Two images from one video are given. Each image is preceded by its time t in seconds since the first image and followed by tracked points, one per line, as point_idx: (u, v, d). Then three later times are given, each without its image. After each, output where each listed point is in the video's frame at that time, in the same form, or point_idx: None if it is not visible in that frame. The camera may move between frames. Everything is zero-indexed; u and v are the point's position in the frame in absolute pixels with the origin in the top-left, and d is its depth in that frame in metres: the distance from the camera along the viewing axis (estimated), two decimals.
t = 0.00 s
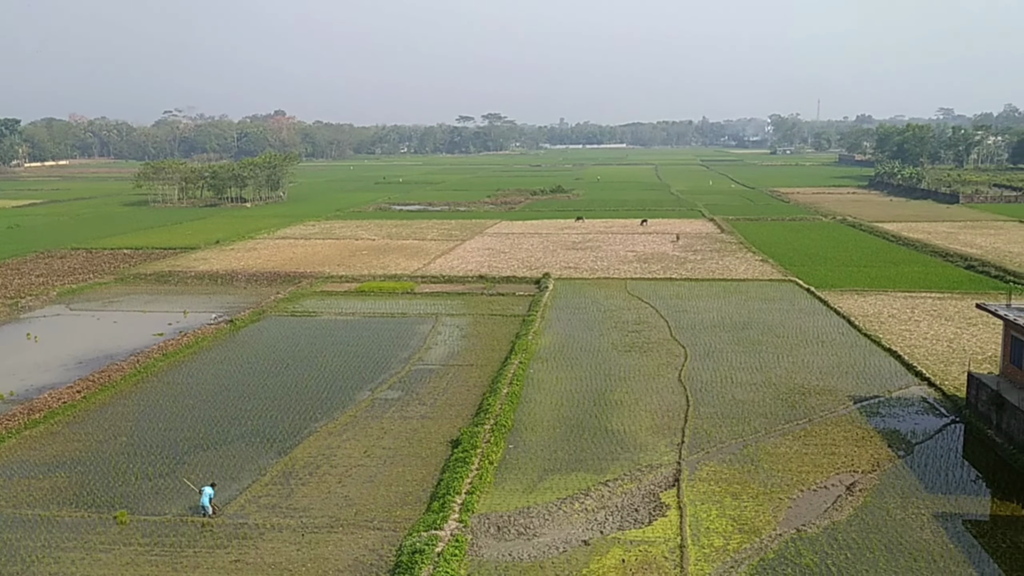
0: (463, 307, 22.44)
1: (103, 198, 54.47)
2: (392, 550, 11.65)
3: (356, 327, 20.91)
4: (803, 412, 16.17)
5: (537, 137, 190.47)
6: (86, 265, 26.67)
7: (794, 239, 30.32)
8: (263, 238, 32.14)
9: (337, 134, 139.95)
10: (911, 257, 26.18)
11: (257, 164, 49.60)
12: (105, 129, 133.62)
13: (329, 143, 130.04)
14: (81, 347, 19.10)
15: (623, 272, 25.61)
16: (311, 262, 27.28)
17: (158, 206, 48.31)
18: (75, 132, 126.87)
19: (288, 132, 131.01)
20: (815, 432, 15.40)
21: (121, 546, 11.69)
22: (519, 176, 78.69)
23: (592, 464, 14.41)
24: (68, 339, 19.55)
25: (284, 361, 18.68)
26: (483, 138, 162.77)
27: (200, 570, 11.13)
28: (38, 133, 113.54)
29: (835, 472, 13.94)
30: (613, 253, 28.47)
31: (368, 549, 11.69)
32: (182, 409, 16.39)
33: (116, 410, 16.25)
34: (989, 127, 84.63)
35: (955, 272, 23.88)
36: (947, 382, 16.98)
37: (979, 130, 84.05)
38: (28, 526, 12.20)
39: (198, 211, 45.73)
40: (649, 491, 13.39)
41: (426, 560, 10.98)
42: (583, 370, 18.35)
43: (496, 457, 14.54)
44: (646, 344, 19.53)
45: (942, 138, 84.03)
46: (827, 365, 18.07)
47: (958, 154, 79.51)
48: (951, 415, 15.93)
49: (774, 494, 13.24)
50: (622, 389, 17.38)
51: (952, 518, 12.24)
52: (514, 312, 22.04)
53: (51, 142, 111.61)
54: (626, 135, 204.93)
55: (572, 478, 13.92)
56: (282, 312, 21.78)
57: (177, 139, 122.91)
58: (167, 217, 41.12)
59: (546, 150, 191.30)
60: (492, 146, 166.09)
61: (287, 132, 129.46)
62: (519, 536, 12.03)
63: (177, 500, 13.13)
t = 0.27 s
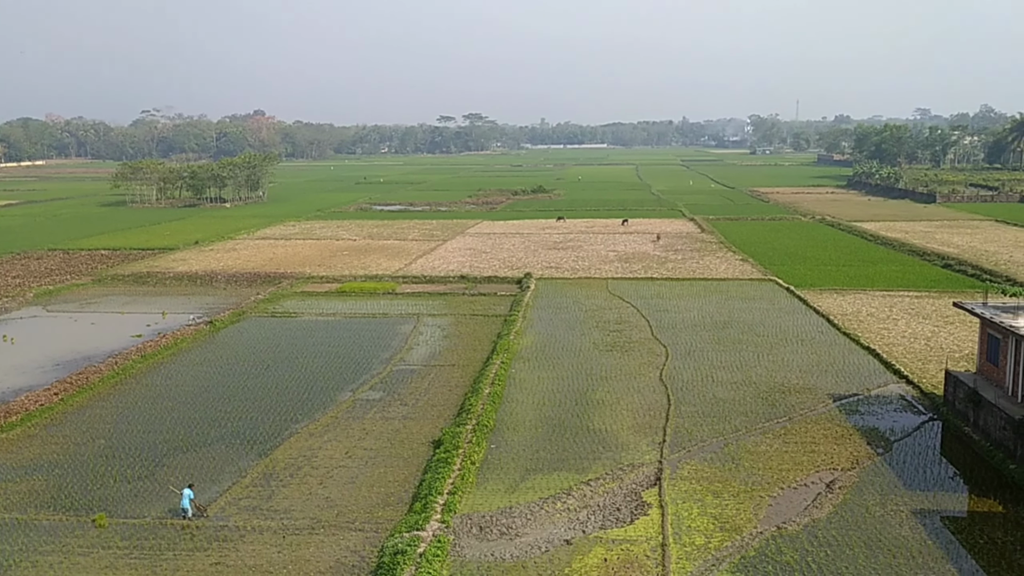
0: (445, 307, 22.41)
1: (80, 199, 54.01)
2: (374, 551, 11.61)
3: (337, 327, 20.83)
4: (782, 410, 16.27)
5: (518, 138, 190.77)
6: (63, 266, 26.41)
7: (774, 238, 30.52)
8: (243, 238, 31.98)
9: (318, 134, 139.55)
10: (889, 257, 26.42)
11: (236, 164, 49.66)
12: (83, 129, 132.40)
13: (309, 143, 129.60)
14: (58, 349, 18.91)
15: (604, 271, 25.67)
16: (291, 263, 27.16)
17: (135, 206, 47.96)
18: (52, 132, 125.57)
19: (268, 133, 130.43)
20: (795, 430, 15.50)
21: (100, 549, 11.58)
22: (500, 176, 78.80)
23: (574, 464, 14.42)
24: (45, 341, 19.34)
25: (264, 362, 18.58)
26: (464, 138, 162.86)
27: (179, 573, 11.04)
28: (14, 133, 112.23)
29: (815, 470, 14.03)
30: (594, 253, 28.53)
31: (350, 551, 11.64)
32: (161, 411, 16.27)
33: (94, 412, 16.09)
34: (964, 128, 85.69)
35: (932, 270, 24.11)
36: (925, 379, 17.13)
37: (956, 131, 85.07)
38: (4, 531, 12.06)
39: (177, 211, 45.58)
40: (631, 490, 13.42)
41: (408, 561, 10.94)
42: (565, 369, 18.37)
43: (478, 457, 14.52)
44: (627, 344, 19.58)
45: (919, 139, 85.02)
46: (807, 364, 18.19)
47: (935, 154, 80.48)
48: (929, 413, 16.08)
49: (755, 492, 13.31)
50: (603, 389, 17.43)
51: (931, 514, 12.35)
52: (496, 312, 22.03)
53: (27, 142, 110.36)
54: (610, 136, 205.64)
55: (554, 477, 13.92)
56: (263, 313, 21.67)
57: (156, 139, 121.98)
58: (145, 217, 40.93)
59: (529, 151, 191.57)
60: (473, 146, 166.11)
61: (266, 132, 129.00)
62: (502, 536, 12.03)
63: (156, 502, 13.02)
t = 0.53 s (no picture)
0: (428, 307, 22.38)
1: (60, 198, 53.53)
2: (356, 552, 11.57)
3: (320, 327, 20.76)
4: (764, 410, 16.34)
5: (503, 137, 190.81)
6: (42, 266, 26.16)
7: (756, 239, 30.66)
8: (225, 238, 31.79)
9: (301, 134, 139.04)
10: (869, 257, 26.61)
11: (217, 163, 49.17)
12: (64, 127, 131.21)
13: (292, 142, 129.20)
14: (36, 349, 18.73)
15: (587, 272, 25.70)
16: (273, 263, 27.02)
17: (115, 205, 47.56)
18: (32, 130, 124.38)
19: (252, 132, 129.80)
20: (776, 430, 15.57)
21: (79, 551, 11.48)
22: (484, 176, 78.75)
23: (556, 464, 14.43)
24: (23, 341, 19.16)
25: (246, 363, 18.48)
26: (448, 138, 162.74)
27: None
28: None
29: (796, 469, 14.10)
30: (578, 253, 28.57)
31: (332, 552, 11.59)
32: (141, 411, 16.15)
33: (73, 413, 15.95)
34: (944, 130, 86.51)
35: (912, 271, 24.30)
36: (905, 379, 17.26)
37: (935, 133, 85.96)
38: None
39: (158, 210, 45.18)
40: (613, 490, 13.45)
41: (390, 561, 10.90)
42: (548, 369, 18.38)
43: (461, 457, 14.50)
44: (610, 344, 19.62)
45: (899, 141, 85.84)
46: (788, 364, 18.28)
47: (915, 156, 81.29)
48: (909, 412, 16.20)
49: (736, 491, 13.37)
50: (586, 389, 17.45)
51: (910, 513, 12.44)
52: (479, 312, 22.02)
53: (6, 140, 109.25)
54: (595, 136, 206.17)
55: (536, 478, 13.93)
56: (244, 313, 21.56)
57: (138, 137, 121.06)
58: (125, 216, 40.58)
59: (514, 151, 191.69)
60: (457, 145, 165.93)
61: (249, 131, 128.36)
62: (484, 537, 12.01)
63: (136, 504, 12.92)
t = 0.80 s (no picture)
0: (410, 307, 22.33)
1: (39, 194, 53.06)
2: (336, 552, 11.53)
3: (301, 326, 20.68)
4: (744, 411, 16.43)
5: (485, 137, 191.10)
6: (20, 263, 25.91)
7: (738, 240, 30.82)
8: (205, 236, 31.60)
9: (283, 132, 138.68)
10: (850, 260, 26.79)
11: (199, 162, 48.62)
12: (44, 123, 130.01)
13: (273, 140, 129.27)
14: (13, 347, 18.55)
15: (570, 272, 25.75)
16: (255, 261, 26.90)
17: (94, 202, 47.17)
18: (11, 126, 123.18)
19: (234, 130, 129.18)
20: (756, 431, 15.65)
21: (55, 552, 11.38)
22: (467, 176, 78.83)
23: (538, 464, 14.45)
24: None
25: (227, 362, 18.38)
26: (431, 137, 162.67)
27: None
28: None
29: (775, 470, 14.18)
30: (560, 254, 28.61)
31: (312, 552, 11.54)
32: (120, 411, 16.02)
33: (50, 412, 15.81)
34: (924, 134, 87.36)
35: (892, 273, 24.50)
36: (883, 381, 17.39)
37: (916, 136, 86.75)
38: None
39: (138, 208, 44.85)
40: (594, 490, 13.48)
41: (370, 561, 10.87)
42: (530, 370, 18.40)
43: (442, 458, 14.49)
44: (592, 344, 19.66)
45: (880, 144, 86.63)
46: (769, 365, 18.38)
47: (895, 160, 82.09)
48: (887, 414, 16.33)
49: (716, 492, 13.44)
50: (568, 389, 17.48)
51: (888, 514, 12.54)
52: (461, 312, 22.01)
53: None
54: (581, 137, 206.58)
55: (517, 477, 13.94)
56: (225, 312, 21.45)
57: (118, 134, 120.14)
58: (105, 213, 40.28)
59: (500, 151, 191.74)
60: (440, 144, 165.79)
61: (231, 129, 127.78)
62: (465, 537, 12.01)
63: (114, 503, 12.82)
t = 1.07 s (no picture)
0: (388, 307, 22.27)
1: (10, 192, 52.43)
2: (312, 553, 11.46)
3: (278, 327, 20.56)
4: (721, 412, 16.52)
5: (463, 138, 191.47)
6: None
7: (715, 242, 31.00)
8: (181, 236, 31.34)
9: (260, 131, 138.25)
10: (825, 261, 27.03)
11: (174, 160, 48.36)
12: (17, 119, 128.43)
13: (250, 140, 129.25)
14: None
15: (548, 273, 25.78)
16: (231, 261, 26.72)
17: (68, 200, 46.68)
18: None
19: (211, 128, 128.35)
20: (732, 431, 15.74)
21: (26, 554, 11.24)
22: (445, 176, 78.84)
23: (515, 464, 14.45)
24: None
25: (202, 362, 18.24)
26: (409, 137, 162.53)
27: None
28: None
29: (751, 470, 14.27)
30: (539, 255, 28.64)
31: (287, 554, 11.47)
32: (93, 411, 15.86)
33: (22, 412, 15.61)
34: (898, 138, 88.39)
35: (866, 275, 24.74)
36: (858, 382, 17.55)
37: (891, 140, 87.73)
38: None
39: (111, 206, 44.41)
40: (571, 491, 13.50)
41: (346, 563, 10.82)
42: (508, 370, 18.41)
43: (419, 458, 14.45)
44: (570, 345, 19.69)
45: (856, 147, 87.58)
46: (745, 366, 18.49)
47: (870, 162, 83.02)
48: (862, 414, 16.49)
49: (693, 492, 13.50)
50: (546, 389, 17.49)
51: (862, 513, 12.66)
52: (439, 312, 21.98)
53: None
54: (563, 138, 207.09)
55: (495, 478, 13.93)
56: (200, 312, 21.29)
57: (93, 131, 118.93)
58: (78, 212, 39.86)
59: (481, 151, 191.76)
60: (419, 144, 165.58)
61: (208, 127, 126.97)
62: (442, 537, 11.99)
63: (86, 505, 12.69)
